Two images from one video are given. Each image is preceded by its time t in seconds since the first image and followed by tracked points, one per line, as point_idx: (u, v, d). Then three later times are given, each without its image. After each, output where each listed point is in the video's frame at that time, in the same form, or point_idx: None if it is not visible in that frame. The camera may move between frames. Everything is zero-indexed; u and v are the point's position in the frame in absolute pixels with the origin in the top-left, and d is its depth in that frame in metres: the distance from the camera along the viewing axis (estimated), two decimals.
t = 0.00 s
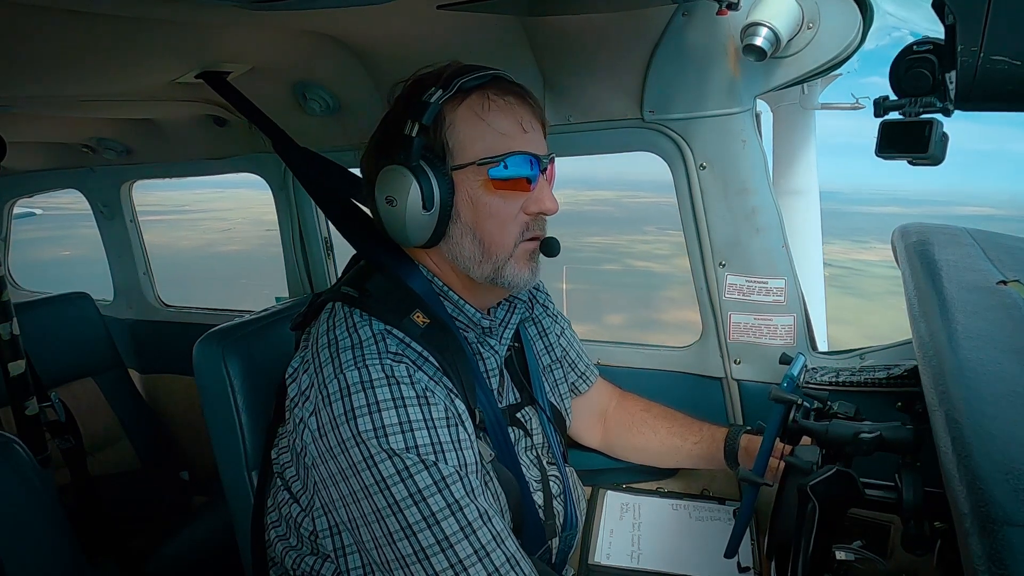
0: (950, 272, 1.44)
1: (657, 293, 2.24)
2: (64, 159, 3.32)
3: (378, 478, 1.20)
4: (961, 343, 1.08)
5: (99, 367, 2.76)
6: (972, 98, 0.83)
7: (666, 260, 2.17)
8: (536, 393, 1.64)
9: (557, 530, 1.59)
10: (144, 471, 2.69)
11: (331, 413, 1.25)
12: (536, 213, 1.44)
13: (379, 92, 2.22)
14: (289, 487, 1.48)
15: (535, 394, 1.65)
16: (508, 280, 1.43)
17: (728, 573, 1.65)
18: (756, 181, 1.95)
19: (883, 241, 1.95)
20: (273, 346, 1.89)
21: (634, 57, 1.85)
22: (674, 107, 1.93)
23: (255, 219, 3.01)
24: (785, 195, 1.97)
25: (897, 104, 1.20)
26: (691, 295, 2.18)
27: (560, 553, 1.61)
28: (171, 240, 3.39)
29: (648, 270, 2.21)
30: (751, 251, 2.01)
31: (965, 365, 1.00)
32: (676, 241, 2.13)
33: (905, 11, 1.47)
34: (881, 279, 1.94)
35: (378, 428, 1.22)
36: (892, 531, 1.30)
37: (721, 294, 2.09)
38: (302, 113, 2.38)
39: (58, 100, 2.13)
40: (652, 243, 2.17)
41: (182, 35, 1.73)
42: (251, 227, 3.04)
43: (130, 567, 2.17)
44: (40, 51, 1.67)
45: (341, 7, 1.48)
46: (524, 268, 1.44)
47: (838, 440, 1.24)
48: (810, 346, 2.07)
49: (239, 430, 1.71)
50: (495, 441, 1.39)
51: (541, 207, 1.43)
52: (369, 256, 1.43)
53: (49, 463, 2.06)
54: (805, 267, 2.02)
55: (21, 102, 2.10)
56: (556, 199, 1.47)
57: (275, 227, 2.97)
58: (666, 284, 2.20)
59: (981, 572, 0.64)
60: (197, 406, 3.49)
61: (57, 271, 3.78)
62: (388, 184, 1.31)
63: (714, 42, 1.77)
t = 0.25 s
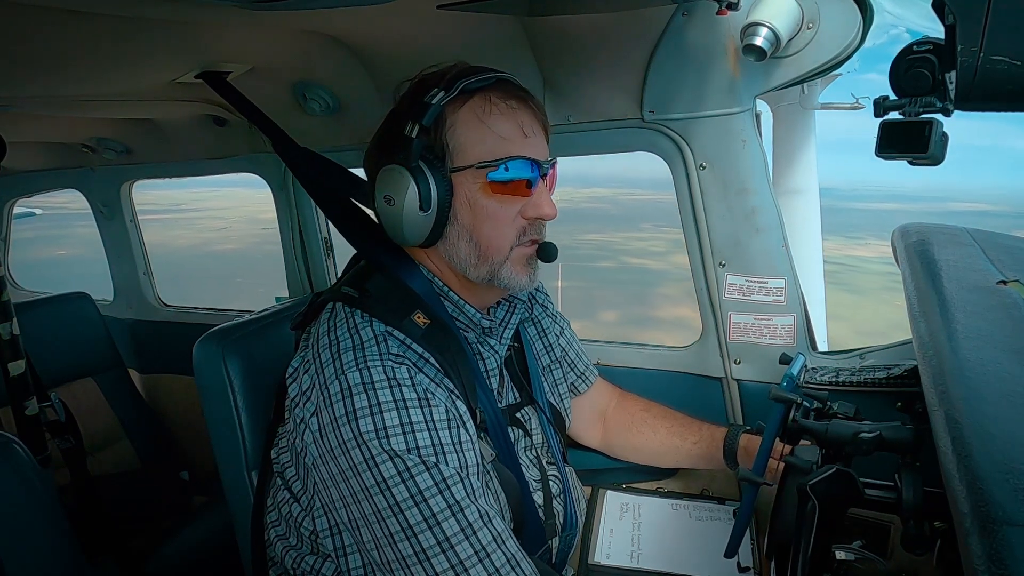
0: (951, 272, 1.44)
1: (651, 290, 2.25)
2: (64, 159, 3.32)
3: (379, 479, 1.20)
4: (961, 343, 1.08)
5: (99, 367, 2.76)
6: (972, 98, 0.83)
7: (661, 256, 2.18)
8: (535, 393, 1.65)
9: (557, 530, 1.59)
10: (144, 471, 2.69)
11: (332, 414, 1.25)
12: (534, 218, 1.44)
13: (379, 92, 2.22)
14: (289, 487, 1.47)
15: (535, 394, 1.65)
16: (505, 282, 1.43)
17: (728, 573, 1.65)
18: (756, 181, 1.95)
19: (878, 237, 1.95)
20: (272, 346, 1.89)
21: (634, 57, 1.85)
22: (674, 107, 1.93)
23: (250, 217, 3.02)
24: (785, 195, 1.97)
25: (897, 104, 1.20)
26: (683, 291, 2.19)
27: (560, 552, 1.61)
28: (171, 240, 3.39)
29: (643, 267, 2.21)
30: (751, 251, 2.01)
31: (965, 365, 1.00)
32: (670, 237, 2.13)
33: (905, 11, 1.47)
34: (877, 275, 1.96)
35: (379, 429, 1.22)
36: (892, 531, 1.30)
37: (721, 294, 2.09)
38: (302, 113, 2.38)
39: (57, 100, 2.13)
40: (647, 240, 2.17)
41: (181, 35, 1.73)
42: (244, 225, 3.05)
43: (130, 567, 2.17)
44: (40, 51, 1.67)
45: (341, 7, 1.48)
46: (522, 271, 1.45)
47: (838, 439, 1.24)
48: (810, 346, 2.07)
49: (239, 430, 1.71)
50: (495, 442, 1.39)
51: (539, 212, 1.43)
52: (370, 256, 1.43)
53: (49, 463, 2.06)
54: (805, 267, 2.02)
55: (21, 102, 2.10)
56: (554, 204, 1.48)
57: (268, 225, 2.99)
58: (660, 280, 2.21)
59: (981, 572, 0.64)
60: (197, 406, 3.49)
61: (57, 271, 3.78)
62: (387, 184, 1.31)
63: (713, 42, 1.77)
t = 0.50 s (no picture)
0: (951, 272, 1.44)
1: (647, 287, 2.24)
2: (64, 159, 3.32)
3: (380, 481, 1.20)
4: (961, 343, 1.08)
5: (99, 367, 2.76)
6: (972, 98, 0.83)
7: (657, 253, 2.18)
8: (535, 393, 1.65)
9: (558, 530, 1.59)
10: (144, 471, 2.69)
11: (333, 416, 1.25)
12: (534, 220, 1.44)
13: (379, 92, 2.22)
14: (289, 487, 1.47)
15: (535, 394, 1.65)
16: (505, 283, 1.44)
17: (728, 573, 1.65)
18: (756, 182, 1.95)
19: (874, 233, 1.95)
20: (272, 346, 1.89)
21: (634, 57, 1.85)
22: (674, 107, 1.93)
23: (246, 216, 3.02)
24: (784, 195, 1.97)
25: (897, 104, 1.20)
26: (678, 288, 2.19)
27: (561, 552, 1.61)
28: (171, 240, 3.39)
29: (639, 264, 2.21)
30: (752, 251, 2.01)
31: (965, 365, 1.00)
32: (668, 234, 2.13)
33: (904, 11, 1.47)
34: (869, 271, 1.96)
35: (380, 431, 1.22)
36: (892, 531, 1.30)
37: (721, 294, 2.09)
38: (302, 114, 2.38)
39: (57, 100, 2.13)
40: (643, 236, 2.17)
41: (181, 35, 1.73)
42: (240, 224, 3.05)
43: (130, 567, 2.17)
44: (39, 51, 1.67)
45: (341, 7, 1.48)
46: (521, 272, 1.45)
47: (838, 439, 1.24)
48: (810, 346, 2.07)
49: (239, 431, 1.71)
50: (496, 443, 1.40)
51: (540, 214, 1.44)
52: (370, 256, 1.43)
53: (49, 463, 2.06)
54: (805, 267, 2.02)
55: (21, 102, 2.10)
56: (555, 207, 1.48)
57: (268, 224, 2.98)
58: (655, 277, 2.21)
59: (981, 572, 0.64)
60: (197, 407, 3.49)
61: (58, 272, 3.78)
62: (387, 185, 1.31)
63: (713, 42, 1.77)
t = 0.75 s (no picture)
0: (951, 272, 1.44)
1: (642, 284, 2.24)
2: (64, 159, 3.32)
3: (380, 484, 1.21)
4: (961, 343, 1.08)
5: (99, 367, 2.75)
6: (972, 98, 0.83)
7: (654, 250, 2.17)
8: (534, 394, 1.65)
9: (558, 530, 1.59)
10: (144, 471, 2.69)
11: (333, 418, 1.25)
12: (539, 225, 1.44)
13: (379, 92, 2.22)
14: (289, 487, 1.47)
15: (534, 395, 1.65)
16: (509, 287, 1.44)
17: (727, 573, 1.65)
18: (756, 182, 1.95)
19: (869, 230, 1.95)
20: (272, 346, 1.89)
21: (634, 57, 1.85)
22: (674, 107, 1.93)
23: (244, 215, 3.02)
24: (784, 195, 1.97)
25: (897, 104, 1.20)
26: (673, 285, 2.19)
27: (561, 552, 1.61)
28: (171, 240, 3.39)
29: (634, 260, 2.20)
30: (751, 251, 2.01)
31: (965, 365, 1.00)
32: (665, 231, 2.13)
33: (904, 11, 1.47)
34: (865, 267, 1.97)
35: (380, 433, 1.21)
36: (892, 531, 1.30)
37: (721, 294, 2.09)
38: (302, 113, 2.38)
39: (57, 100, 2.13)
40: (640, 234, 2.16)
41: (181, 35, 1.73)
42: (238, 222, 3.05)
43: (130, 567, 2.17)
44: (39, 51, 1.67)
45: (341, 7, 1.48)
46: (525, 276, 1.45)
47: (838, 439, 1.24)
48: (810, 346, 2.07)
49: (240, 432, 1.71)
50: (497, 445, 1.39)
51: (545, 219, 1.44)
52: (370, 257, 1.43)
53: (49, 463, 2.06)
54: (804, 268, 2.02)
55: (21, 102, 2.10)
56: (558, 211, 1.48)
57: (263, 223, 2.99)
58: (649, 273, 2.20)
59: (981, 572, 0.64)
60: (197, 407, 3.49)
61: (57, 271, 3.78)
62: (395, 186, 1.31)
63: (713, 42, 1.77)
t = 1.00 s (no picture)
0: (951, 272, 1.44)
1: (635, 281, 2.24)
2: (64, 159, 3.32)
3: (382, 486, 1.20)
4: (961, 343, 1.08)
5: (99, 367, 2.75)
6: (972, 98, 0.83)
7: (649, 247, 2.18)
8: (533, 396, 1.65)
9: (558, 532, 1.59)
10: (144, 471, 2.69)
11: (335, 421, 1.25)
12: (557, 225, 1.48)
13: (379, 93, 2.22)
14: (289, 488, 1.47)
15: (534, 396, 1.66)
16: (535, 286, 1.47)
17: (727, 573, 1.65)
18: (756, 182, 1.95)
19: (864, 226, 1.95)
20: (272, 346, 1.89)
21: (634, 57, 1.85)
22: (674, 107, 1.93)
23: (245, 215, 3.02)
24: (784, 195, 1.97)
25: (897, 104, 1.20)
26: (667, 281, 2.19)
27: (560, 553, 1.62)
28: (171, 240, 3.39)
29: (632, 259, 2.20)
30: (752, 251, 2.00)
31: (965, 365, 1.00)
32: (661, 228, 2.13)
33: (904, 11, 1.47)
34: (861, 263, 1.99)
35: (382, 436, 1.21)
36: (892, 531, 1.30)
37: (721, 294, 2.09)
38: (303, 114, 2.38)
39: (57, 100, 2.13)
40: (636, 230, 2.17)
41: (181, 35, 1.73)
42: (238, 222, 3.05)
43: (130, 567, 2.17)
44: (39, 51, 1.67)
45: (342, 7, 1.48)
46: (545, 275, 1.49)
47: (838, 439, 1.24)
48: (810, 346, 2.07)
49: (240, 433, 1.71)
50: (498, 446, 1.41)
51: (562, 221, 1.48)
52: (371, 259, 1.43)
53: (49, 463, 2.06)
54: (804, 268, 2.02)
55: (21, 102, 2.10)
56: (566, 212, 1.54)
57: (257, 220, 3.01)
58: (645, 270, 2.20)
59: (981, 572, 0.64)
60: (197, 407, 3.50)
61: (57, 270, 3.78)
62: (461, 192, 1.25)
63: (713, 42, 1.77)
